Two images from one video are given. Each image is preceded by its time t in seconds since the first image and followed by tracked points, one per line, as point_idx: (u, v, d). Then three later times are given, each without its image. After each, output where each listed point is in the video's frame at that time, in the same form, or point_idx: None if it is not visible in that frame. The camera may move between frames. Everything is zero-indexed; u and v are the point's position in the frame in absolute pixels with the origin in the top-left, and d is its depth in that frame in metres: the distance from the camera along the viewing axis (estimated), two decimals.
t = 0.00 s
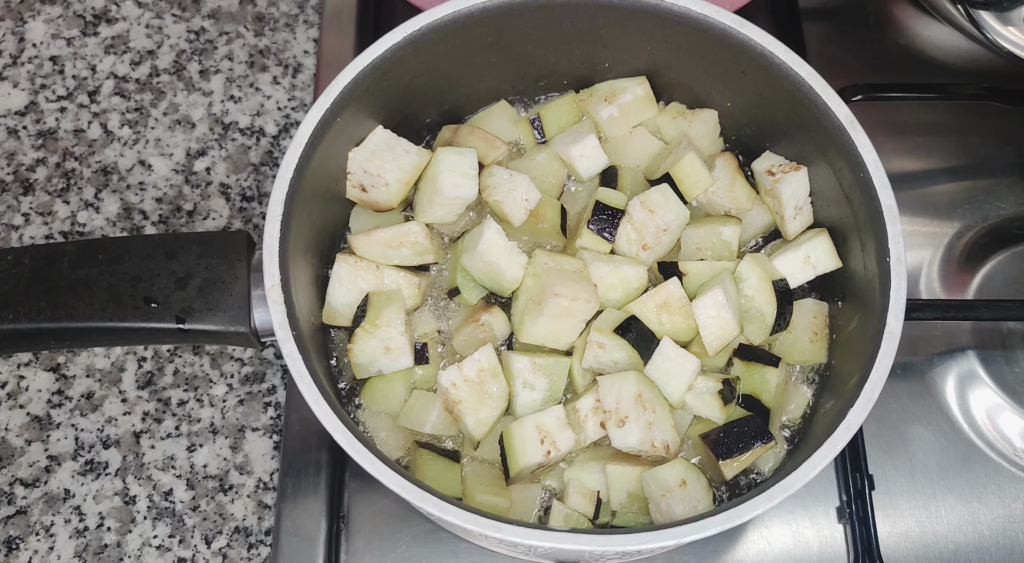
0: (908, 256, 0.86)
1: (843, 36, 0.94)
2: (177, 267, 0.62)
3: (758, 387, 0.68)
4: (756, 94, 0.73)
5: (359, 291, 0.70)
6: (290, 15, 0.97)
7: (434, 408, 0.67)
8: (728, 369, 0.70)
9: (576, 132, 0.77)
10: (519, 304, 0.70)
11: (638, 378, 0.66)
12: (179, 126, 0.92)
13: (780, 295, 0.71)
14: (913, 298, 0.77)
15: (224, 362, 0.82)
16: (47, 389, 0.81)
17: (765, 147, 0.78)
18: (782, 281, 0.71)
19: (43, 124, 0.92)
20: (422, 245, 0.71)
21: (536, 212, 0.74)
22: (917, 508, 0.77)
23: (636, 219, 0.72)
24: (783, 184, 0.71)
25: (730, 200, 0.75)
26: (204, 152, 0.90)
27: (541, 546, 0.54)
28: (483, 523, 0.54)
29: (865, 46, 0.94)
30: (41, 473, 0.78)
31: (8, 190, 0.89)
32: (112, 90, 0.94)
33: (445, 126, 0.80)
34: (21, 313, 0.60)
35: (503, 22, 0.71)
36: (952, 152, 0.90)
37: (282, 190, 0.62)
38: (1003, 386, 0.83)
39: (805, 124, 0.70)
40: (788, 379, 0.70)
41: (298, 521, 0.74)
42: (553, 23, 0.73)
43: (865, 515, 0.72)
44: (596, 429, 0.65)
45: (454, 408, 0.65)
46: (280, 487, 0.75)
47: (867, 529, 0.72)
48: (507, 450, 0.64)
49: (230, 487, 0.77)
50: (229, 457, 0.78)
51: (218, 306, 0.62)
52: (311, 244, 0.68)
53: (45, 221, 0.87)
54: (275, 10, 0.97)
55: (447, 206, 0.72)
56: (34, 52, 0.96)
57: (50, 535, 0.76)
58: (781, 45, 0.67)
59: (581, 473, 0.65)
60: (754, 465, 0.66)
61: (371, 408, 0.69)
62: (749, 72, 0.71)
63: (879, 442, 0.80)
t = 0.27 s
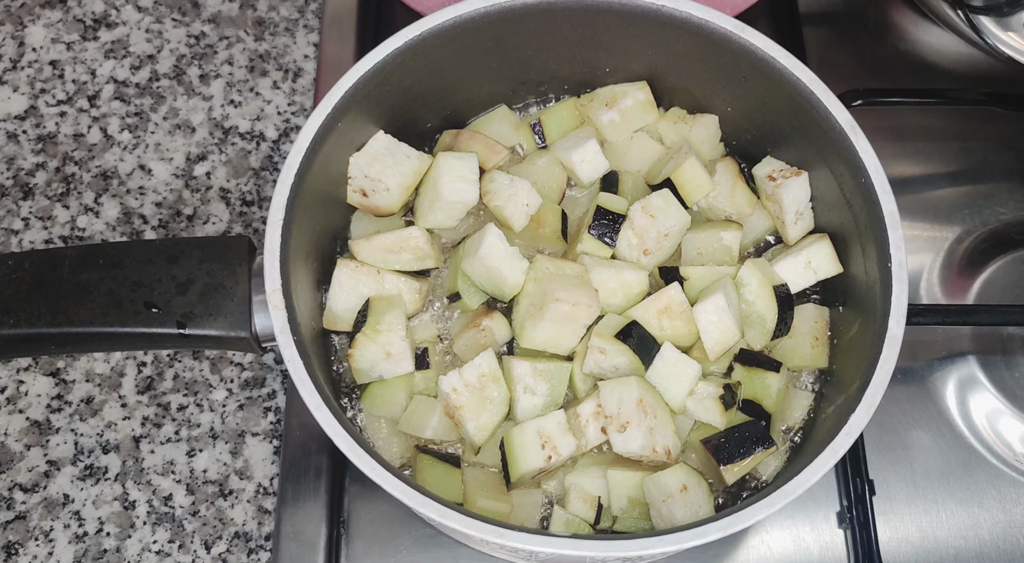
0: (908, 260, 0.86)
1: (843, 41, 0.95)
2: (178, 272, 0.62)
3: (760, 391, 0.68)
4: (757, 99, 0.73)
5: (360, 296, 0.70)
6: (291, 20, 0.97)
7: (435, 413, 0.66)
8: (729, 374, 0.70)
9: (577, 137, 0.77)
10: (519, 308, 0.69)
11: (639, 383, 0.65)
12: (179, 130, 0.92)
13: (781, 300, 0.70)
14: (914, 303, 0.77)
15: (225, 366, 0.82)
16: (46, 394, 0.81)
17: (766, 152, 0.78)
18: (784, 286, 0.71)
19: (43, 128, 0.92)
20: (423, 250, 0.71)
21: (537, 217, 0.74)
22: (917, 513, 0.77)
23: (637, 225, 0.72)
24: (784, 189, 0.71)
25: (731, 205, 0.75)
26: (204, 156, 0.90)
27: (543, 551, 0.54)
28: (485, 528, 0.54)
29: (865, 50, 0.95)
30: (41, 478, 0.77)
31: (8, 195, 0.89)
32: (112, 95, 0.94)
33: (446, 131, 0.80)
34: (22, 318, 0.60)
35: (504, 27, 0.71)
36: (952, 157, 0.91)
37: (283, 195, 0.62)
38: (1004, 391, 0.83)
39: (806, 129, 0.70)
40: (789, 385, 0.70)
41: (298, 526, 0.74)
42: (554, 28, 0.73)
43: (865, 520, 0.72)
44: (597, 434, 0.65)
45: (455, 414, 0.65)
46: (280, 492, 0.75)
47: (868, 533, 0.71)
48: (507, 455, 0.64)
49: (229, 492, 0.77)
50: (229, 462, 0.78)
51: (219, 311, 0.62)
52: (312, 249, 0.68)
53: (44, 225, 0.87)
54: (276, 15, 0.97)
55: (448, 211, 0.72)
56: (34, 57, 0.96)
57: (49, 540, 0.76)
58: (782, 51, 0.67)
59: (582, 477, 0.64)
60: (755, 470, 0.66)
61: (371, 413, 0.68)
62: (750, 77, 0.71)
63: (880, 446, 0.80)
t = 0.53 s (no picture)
0: (905, 266, 0.86)
1: (840, 47, 0.95)
2: (174, 278, 0.62)
3: (756, 398, 0.68)
4: (754, 105, 0.73)
5: (357, 302, 0.70)
6: (288, 25, 0.97)
7: (431, 420, 0.66)
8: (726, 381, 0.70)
9: (574, 143, 0.77)
10: (516, 314, 0.70)
11: (636, 389, 0.66)
12: (176, 135, 0.92)
13: (777, 306, 0.70)
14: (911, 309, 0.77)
15: (221, 372, 0.82)
16: (42, 399, 0.81)
17: (763, 158, 0.78)
18: (780, 292, 0.71)
19: (40, 133, 0.92)
20: (419, 256, 0.71)
21: (533, 223, 0.74)
22: (915, 519, 0.77)
23: (634, 231, 0.72)
24: (780, 196, 0.71)
25: (728, 211, 0.75)
26: (201, 161, 0.90)
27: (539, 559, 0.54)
28: (481, 536, 0.54)
29: (862, 57, 0.95)
30: (36, 484, 0.77)
31: (5, 200, 0.89)
32: (109, 99, 0.94)
33: (443, 136, 0.80)
34: (17, 324, 0.60)
35: (501, 32, 0.71)
36: (948, 163, 0.91)
37: (279, 201, 0.61)
38: (1001, 397, 0.83)
39: (803, 135, 0.70)
40: (786, 391, 0.70)
41: (294, 532, 0.74)
42: (551, 34, 0.73)
43: (862, 527, 0.73)
44: (595, 441, 0.65)
45: (451, 420, 0.65)
46: (276, 498, 0.75)
47: (865, 541, 0.72)
48: (504, 462, 0.63)
49: (226, 498, 0.77)
50: (225, 468, 0.78)
51: (215, 316, 0.62)
52: (309, 254, 0.68)
53: (41, 230, 0.87)
54: (273, 20, 0.97)
55: (444, 217, 0.72)
56: (31, 61, 0.96)
57: (44, 547, 0.75)
58: (779, 57, 0.67)
59: (578, 484, 0.64)
60: (751, 476, 0.66)
61: (367, 419, 0.68)
62: (747, 83, 0.71)
63: (877, 452, 0.80)
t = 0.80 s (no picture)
0: (901, 269, 0.87)
1: (836, 51, 0.95)
2: (173, 280, 0.62)
3: (753, 399, 0.68)
4: (751, 109, 0.73)
5: (355, 304, 0.70)
6: (287, 28, 0.97)
7: (429, 421, 0.67)
8: (723, 382, 0.70)
9: (572, 146, 0.78)
10: (514, 316, 0.70)
11: (633, 391, 0.66)
12: (175, 138, 0.92)
13: (775, 308, 0.71)
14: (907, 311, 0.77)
15: (220, 373, 0.82)
16: (41, 401, 0.81)
17: (760, 161, 0.78)
18: (777, 294, 0.71)
19: (40, 135, 0.92)
20: (418, 258, 0.71)
21: (531, 226, 0.75)
22: (911, 520, 0.78)
23: (631, 233, 0.72)
24: (777, 199, 0.72)
25: (724, 213, 0.76)
26: (200, 164, 0.91)
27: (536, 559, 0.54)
28: (478, 536, 0.54)
29: (858, 60, 0.95)
30: (35, 485, 0.77)
31: (4, 202, 0.89)
32: (108, 102, 0.94)
33: (441, 139, 0.81)
34: (17, 325, 0.60)
35: (499, 36, 0.72)
36: (944, 166, 0.91)
37: (279, 203, 0.62)
38: (997, 399, 0.84)
39: (799, 139, 0.70)
40: (782, 393, 0.71)
41: (293, 533, 0.74)
42: (549, 38, 0.73)
43: (859, 527, 0.73)
44: (592, 442, 0.65)
45: (449, 421, 0.65)
46: (275, 499, 0.75)
47: (862, 542, 0.73)
48: (501, 463, 0.64)
49: (224, 499, 0.77)
50: (224, 469, 0.78)
51: (214, 318, 0.62)
52: (307, 256, 0.68)
53: (41, 232, 0.87)
54: (272, 23, 0.98)
55: (443, 219, 0.72)
56: (31, 64, 0.96)
57: (43, 547, 0.76)
58: (775, 61, 0.68)
59: (575, 485, 0.65)
60: (748, 477, 0.66)
61: (366, 420, 0.68)
62: (744, 87, 0.71)
63: (873, 454, 0.80)
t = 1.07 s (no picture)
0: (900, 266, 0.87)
1: (835, 49, 0.95)
2: (173, 275, 0.62)
3: (753, 395, 0.69)
4: (751, 105, 0.73)
5: (354, 300, 0.70)
6: (287, 25, 0.97)
7: (429, 417, 0.67)
8: (722, 378, 0.70)
9: (572, 142, 0.78)
10: (514, 312, 0.70)
11: (633, 387, 0.66)
12: (175, 134, 0.92)
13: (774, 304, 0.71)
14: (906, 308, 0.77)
15: (219, 370, 0.82)
16: (41, 397, 0.81)
17: (759, 157, 0.78)
18: (776, 291, 0.71)
19: (39, 132, 0.92)
20: (418, 254, 0.71)
21: (531, 222, 0.74)
22: (910, 517, 0.78)
23: (631, 229, 0.72)
24: (776, 195, 0.72)
25: (724, 210, 0.75)
26: (200, 160, 0.90)
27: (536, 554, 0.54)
28: (478, 531, 0.54)
29: (858, 58, 0.95)
30: (34, 481, 0.77)
31: (3, 198, 0.89)
32: (108, 99, 0.94)
33: (441, 136, 0.80)
34: (17, 320, 0.60)
35: (499, 32, 0.72)
36: (943, 164, 0.91)
37: (278, 198, 0.62)
38: (996, 396, 0.84)
39: (799, 135, 0.70)
40: (782, 389, 0.70)
41: (292, 529, 0.74)
42: (549, 34, 0.73)
43: (858, 524, 0.73)
44: (591, 438, 0.65)
45: (449, 417, 0.65)
46: (274, 496, 0.75)
47: (862, 539, 0.73)
48: (501, 459, 0.64)
49: (223, 496, 0.77)
50: (223, 466, 0.78)
51: (214, 313, 0.62)
52: (307, 252, 0.68)
53: (40, 228, 0.87)
54: (272, 20, 0.98)
55: (442, 215, 0.72)
56: (30, 61, 0.96)
57: (42, 544, 0.75)
58: (775, 57, 0.68)
59: (575, 481, 0.65)
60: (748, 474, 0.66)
61: (365, 416, 0.68)
62: (744, 83, 0.71)
63: (873, 450, 0.80)
